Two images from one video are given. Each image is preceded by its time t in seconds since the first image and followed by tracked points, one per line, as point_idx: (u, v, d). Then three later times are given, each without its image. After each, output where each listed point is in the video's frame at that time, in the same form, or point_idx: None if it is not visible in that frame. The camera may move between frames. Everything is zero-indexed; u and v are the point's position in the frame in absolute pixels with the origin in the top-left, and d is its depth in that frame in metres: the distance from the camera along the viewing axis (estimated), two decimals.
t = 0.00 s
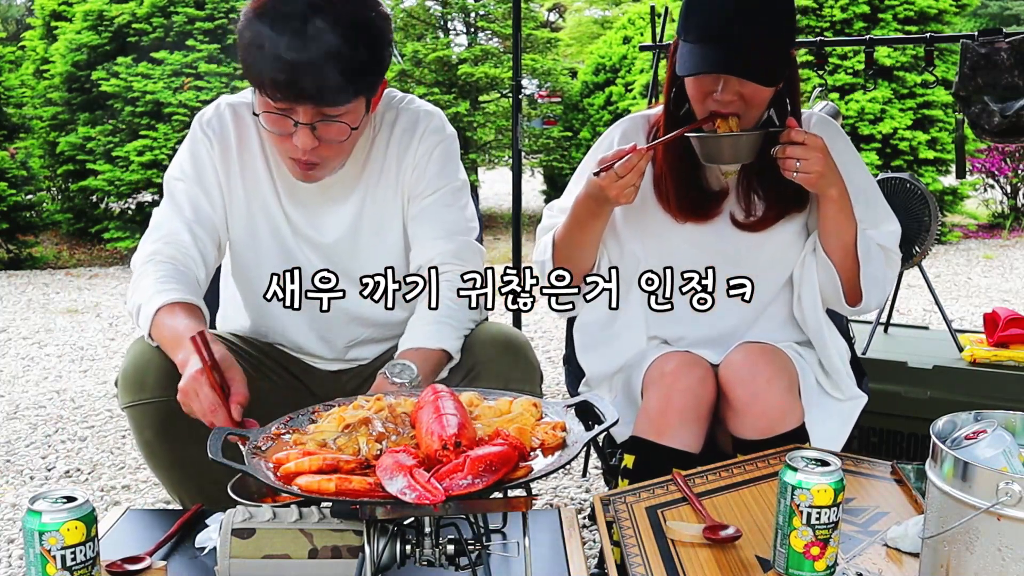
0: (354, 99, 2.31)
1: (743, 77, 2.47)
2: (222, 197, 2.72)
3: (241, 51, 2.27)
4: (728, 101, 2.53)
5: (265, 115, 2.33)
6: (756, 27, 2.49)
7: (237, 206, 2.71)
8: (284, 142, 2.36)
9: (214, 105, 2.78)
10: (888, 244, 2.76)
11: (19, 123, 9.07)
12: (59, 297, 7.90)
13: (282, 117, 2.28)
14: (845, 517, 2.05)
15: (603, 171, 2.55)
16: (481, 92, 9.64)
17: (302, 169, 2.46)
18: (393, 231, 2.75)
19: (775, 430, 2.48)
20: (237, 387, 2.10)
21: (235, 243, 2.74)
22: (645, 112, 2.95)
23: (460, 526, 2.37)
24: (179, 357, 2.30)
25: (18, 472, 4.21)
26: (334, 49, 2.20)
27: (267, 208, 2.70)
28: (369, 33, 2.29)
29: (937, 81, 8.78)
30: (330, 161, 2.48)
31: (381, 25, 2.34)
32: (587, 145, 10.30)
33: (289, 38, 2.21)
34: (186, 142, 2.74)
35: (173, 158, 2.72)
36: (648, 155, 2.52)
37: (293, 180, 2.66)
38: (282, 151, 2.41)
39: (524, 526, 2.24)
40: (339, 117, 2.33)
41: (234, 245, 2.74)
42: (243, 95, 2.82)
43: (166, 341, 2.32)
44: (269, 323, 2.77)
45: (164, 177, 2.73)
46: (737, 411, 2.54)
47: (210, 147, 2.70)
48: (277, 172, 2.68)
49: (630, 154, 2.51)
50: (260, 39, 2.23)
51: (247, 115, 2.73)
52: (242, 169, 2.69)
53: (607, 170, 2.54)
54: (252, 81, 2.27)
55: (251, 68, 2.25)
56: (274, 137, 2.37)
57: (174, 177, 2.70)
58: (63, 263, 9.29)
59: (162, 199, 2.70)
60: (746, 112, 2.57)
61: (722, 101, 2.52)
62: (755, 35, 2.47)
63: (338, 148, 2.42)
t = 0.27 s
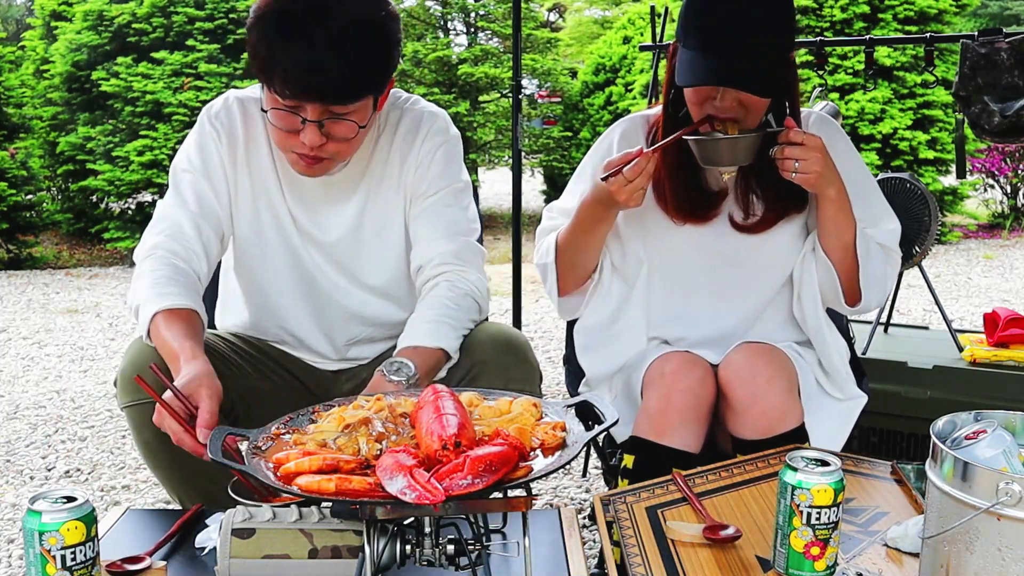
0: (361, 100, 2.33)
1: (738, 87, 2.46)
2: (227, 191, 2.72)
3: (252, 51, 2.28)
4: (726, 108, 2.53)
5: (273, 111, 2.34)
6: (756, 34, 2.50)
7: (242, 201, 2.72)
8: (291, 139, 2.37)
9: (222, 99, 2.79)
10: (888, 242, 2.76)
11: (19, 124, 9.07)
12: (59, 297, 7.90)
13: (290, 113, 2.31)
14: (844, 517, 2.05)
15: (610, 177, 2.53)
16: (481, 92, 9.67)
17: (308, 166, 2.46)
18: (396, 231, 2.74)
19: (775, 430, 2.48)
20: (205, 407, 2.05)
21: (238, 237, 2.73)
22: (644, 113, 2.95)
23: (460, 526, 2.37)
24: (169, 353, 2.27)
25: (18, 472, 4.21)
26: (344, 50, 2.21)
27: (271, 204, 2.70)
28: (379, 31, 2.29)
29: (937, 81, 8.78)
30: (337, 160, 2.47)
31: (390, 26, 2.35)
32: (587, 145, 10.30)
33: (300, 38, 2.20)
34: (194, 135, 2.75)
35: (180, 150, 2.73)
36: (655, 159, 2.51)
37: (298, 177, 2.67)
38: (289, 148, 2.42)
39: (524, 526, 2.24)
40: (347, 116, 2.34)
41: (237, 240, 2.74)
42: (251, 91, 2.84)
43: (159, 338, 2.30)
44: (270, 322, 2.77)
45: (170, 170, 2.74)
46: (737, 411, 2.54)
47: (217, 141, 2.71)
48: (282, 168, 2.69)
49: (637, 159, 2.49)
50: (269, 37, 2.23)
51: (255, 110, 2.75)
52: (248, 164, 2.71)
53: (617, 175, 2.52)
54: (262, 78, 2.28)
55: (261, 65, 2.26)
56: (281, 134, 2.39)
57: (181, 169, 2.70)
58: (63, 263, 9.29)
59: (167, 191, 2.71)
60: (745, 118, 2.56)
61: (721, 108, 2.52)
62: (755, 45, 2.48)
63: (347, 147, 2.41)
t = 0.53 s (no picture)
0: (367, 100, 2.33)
1: (739, 88, 2.44)
2: (229, 193, 2.72)
3: (260, 50, 2.29)
4: (731, 115, 2.52)
5: (279, 110, 2.34)
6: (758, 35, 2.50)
7: (244, 202, 2.72)
8: (297, 138, 2.37)
9: (225, 101, 2.79)
10: (890, 244, 2.76)
11: (19, 124, 9.07)
12: (59, 297, 7.90)
13: (296, 112, 2.31)
14: (845, 517, 2.05)
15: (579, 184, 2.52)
16: (481, 92, 9.69)
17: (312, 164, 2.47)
18: (398, 232, 2.74)
19: (774, 430, 2.48)
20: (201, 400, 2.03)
21: (240, 239, 2.73)
22: (644, 114, 2.95)
23: (460, 526, 2.37)
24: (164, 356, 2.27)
25: (18, 472, 4.21)
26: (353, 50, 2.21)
27: (274, 205, 2.70)
28: (387, 30, 2.29)
29: (937, 81, 8.78)
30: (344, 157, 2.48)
31: (398, 26, 2.33)
32: (587, 145, 10.31)
33: (308, 38, 2.20)
34: (196, 137, 2.75)
35: (182, 152, 2.73)
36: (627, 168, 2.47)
37: (302, 178, 2.67)
38: (296, 147, 2.42)
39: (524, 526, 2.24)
40: (355, 115, 2.34)
41: (239, 242, 2.74)
42: (253, 93, 2.84)
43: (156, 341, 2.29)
44: (271, 324, 2.77)
45: (172, 171, 2.74)
46: (737, 412, 2.54)
47: (220, 142, 2.71)
48: (286, 169, 2.69)
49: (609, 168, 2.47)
50: (278, 36, 2.23)
51: (258, 111, 2.75)
52: (251, 165, 2.70)
53: (584, 180, 2.50)
54: (270, 75, 2.29)
55: (269, 64, 2.27)
56: (288, 133, 2.39)
57: (183, 171, 2.70)
58: (63, 263, 9.29)
59: (169, 193, 2.70)
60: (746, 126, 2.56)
61: (725, 112, 2.51)
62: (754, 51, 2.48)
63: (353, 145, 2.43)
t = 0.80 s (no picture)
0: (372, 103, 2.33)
1: (739, 88, 2.38)
2: (226, 202, 2.72)
3: (264, 52, 2.29)
4: (736, 132, 2.50)
5: (283, 113, 2.35)
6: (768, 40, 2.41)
7: (241, 210, 2.71)
8: (300, 141, 2.38)
9: (218, 109, 2.78)
10: (894, 249, 2.76)
11: (19, 124, 9.07)
12: (59, 297, 7.90)
13: (301, 115, 2.31)
14: (845, 517, 2.05)
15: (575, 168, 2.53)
16: (481, 92, 9.69)
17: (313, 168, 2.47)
18: (399, 235, 2.74)
19: (773, 430, 2.48)
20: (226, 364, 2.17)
21: (238, 248, 2.73)
22: (644, 114, 2.94)
23: (460, 525, 2.37)
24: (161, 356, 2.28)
25: (18, 472, 4.21)
26: (358, 54, 2.21)
27: (272, 212, 2.70)
28: (391, 34, 2.29)
29: (937, 81, 8.78)
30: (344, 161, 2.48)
31: (403, 31, 2.34)
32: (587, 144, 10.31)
33: (313, 41, 2.20)
34: (190, 147, 2.74)
35: (177, 163, 2.72)
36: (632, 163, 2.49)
37: (300, 182, 2.67)
38: (296, 150, 2.43)
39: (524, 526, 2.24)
40: (358, 118, 2.34)
41: (237, 250, 2.73)
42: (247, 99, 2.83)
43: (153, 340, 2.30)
44: (271, 327, 2.76)
45: (167, 183, 2.73)
46: (736, 411, 2.54)
47: (214, 151, 2.70)
48: (282, 174, 2.69)
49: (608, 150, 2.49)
50: (284, 40, 2.23)
51: (252, 117, 2.74)
52: (247, 173, 2.70)
53: (581, 152, 2.54)
54: (275, 78, 2.28)
55: (275, 67, 2.26)
56: (290, 136, 2.40)
57: (177, 183, 2.70)
58: (63, 263, 9.29)
59: (165, 204, 2.70)
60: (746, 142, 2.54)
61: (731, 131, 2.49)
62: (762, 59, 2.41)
63: (355, 149, 2.43)
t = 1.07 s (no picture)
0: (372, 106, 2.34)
1: (738, 88, 2.37)
2: (222, 205, 2.72)
3: (265, 54, 2.29)
4: (739, 143, 2.49)
5: (282, 115, 2.35)
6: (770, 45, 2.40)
7: (238, 213, 2.71)
8: (299, 143, 2.38)
9: (214, 112, 2.78)
10: (896, 254, 2.75)
11: (19, 124, 9.06)
12: (59, 297, 7.90)
13: (300, 117, 2.31)
14: (844, 517, 2.05)
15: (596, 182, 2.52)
16: (481, 92, 9.70)
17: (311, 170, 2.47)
18: (398, 235, 2.74)
19: (773, 430, 2.49)
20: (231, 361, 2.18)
21: (236, 251, 2.73)
22: (645, 116, 2.93)
23: (460, 526, 2.37)
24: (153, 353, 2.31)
25: (18, 472, 4.21)
26: (359, 57, 2.21)
27: (269, 214, 2.70)
28: (392, 35, 2.28)
29: (937, 81, 8.79)
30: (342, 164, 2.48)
31: (403, 32, 2.33)
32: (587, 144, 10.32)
33: (314, 43, 2.20)
34: (186, 151, 2.74)
35: (172, 167, 2.72)
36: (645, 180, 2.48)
37: (298, 183, 2.67)
38: (294, 152, 2.43)
39: (524, 526, 2.24)
40: (357, 121, 2.35)
41: (234, 253, 2.73)
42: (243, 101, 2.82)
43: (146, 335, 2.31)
44: (270, 329, 2.76)
45: (163, 186, 2.73)
46: (736, 411, 2.54)
47: (210, 155, 2.70)
48: (279, 176, 2.69)
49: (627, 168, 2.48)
50: (284, 42, 2.23)
51: (248, 119, 2.74)
52: (244, 175, 2.70)
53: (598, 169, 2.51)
54: (275, 81, 2.28)
55: (275, 70, 2.26)
56: (289, 138, 2.40)
57: (173, 187, 2.70)
58: (63, 263, 9.29)
59: (161, 209, 2.70)
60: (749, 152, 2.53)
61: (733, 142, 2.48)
62: (764, 67, 2.39)
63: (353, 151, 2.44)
